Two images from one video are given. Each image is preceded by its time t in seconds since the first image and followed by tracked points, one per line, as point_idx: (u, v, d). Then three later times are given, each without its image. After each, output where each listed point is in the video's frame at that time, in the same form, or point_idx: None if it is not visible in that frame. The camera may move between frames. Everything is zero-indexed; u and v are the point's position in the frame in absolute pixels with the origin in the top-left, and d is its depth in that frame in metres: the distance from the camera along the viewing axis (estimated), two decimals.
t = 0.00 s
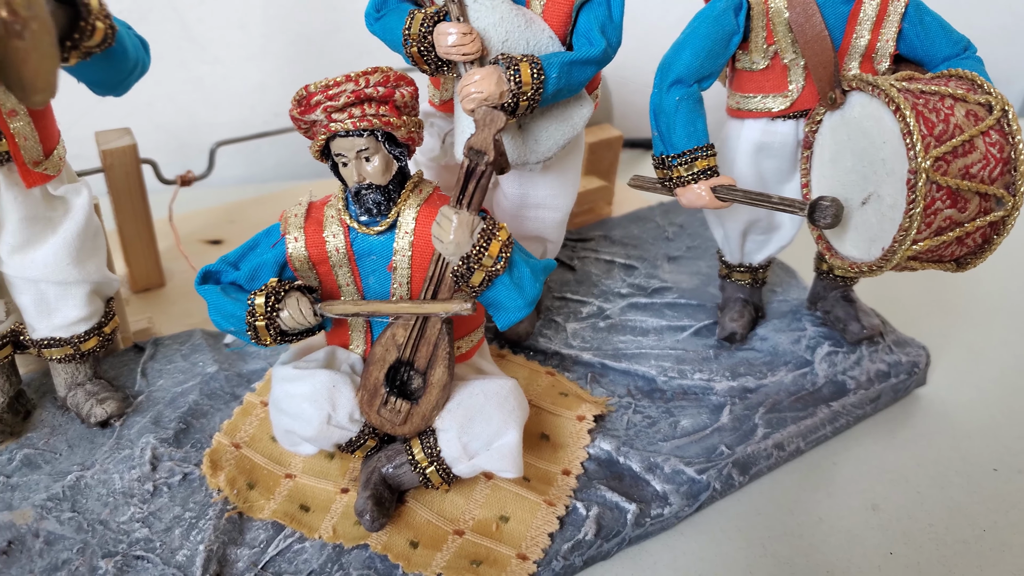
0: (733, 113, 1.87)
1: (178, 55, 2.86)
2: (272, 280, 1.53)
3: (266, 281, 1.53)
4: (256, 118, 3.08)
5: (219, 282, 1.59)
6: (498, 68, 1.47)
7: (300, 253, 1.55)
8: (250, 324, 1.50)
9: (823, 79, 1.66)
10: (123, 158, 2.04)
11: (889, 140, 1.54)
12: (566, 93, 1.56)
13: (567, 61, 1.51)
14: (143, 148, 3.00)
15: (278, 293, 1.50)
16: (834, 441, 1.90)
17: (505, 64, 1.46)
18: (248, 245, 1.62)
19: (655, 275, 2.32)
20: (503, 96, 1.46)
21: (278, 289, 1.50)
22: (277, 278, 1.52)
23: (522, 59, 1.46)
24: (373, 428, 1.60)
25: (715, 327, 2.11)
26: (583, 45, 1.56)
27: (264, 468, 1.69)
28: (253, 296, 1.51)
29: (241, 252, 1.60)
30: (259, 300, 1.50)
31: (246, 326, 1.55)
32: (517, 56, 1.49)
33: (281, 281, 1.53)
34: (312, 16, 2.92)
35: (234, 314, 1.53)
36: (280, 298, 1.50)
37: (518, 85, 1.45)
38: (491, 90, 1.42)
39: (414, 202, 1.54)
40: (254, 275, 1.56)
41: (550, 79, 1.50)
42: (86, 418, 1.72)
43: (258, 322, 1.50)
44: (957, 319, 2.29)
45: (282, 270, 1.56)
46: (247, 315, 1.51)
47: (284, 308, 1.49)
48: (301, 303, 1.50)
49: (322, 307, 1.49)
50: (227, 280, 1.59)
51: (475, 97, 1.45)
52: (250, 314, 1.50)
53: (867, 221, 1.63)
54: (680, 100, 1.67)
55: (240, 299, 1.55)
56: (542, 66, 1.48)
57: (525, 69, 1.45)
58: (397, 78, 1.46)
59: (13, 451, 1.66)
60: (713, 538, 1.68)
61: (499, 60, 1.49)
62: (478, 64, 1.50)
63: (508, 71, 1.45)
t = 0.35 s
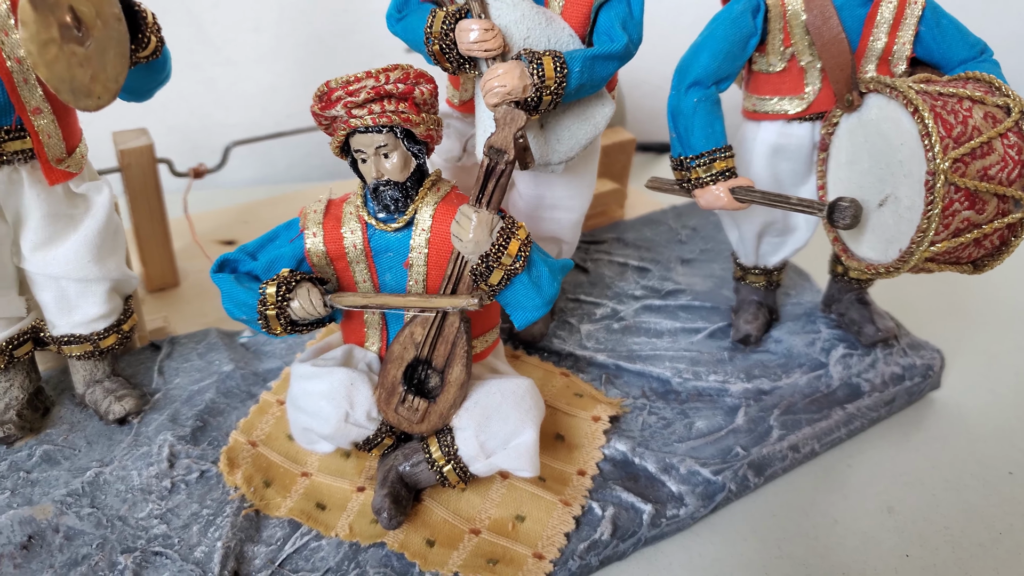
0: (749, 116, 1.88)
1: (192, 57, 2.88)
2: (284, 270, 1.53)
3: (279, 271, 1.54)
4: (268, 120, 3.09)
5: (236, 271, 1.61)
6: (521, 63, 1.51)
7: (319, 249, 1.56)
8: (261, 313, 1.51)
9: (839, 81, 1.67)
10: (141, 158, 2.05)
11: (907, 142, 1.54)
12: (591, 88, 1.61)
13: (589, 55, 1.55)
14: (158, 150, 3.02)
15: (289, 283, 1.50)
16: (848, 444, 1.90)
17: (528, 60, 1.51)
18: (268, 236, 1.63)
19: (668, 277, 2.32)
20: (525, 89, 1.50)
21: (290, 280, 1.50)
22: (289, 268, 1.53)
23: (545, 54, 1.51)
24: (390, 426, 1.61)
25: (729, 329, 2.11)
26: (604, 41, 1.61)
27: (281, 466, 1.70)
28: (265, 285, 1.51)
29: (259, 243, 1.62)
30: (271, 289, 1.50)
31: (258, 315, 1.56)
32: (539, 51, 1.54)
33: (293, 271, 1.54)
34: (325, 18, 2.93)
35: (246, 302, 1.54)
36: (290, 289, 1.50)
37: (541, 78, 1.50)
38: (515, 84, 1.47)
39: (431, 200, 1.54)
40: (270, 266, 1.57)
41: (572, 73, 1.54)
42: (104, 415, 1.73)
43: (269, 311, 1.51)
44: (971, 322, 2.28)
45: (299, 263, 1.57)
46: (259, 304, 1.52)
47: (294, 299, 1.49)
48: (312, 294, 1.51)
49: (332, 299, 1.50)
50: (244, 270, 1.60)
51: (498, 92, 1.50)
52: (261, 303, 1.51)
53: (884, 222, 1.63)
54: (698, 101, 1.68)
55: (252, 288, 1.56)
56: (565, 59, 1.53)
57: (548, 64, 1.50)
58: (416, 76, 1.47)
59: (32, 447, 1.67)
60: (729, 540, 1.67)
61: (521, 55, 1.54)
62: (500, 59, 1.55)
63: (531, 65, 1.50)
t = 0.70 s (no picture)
0: (762, 124, 1.88)
1: (203, 63, 2.88)
2: (297, 274, 1.55)
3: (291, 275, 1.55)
4: (280, 127, 3.11)
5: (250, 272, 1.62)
6: (537, 68, 1.53)
7: (333, 254, 1.57)
8: (273, 315, 1.51)
9: (852, 90, 1.68)
10: (155, 165, 2.06)
11: (920, 151, 1.55)
12: (606, 93, 1.62)
13: (605, 60, 1.57)
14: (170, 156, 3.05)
15: (301, 286, 1.51)
16: (860, 452, 1.89)
17: (544, 63, 1.52)
18: (284, 239, 1.65)
19: (680, 285, 2.33)
20: (542, 93, 1.51)
21: (302, 283, 1.51)
22: (301, 272, 1.54)
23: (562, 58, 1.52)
24: (404, 433, 1.61)
25: (741, 337, 2.12)
26: (619, 46, 1.63)
27: (294, 473, 1.70)
28: (277, 288, 1.52)
29: (275, 246, 1.63)
30: (283, 291, 1.51)
31: (269, 318, 1.56)
32: (555, 57, 1.55)
33: (306, 275, 1.55)
34: (337, 26, 2.94)
35: (258, 304, 1.55)
36: (303, 291, 1.51)
37: (558, 82, 1.51)
38: (531, 88, 1.48)
39: (445, 206, 1.55)
40: (284, 269, 1.58)
41: (589, 77, 1.56)
42: (119, 421, 1.74)
43: (280, 313, 1.52)
44: (984, 330, 2.27)
45: (314, 267, 1.58)
46: (271, 306, 1.52)
47: (306, 301, 1.50)
48: (323, 298, 1.51)
49: (343, 303, 1.50)
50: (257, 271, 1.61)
51: (514, 97, 1.50)
52: (273, 305, 1.52)
53: (897, 231, 1.63)
54: (712, 110, 1.69)
55: (265, 289, 1.56)
56: (582, 64, 1.54)
57: (565, 67, 1.51)
58: (431, 83, 1.48)
59: (48, 452, 1.69)
60: (741, 548, 1.67)
61: (537, 60, 1.55)
62: (516, 65, 1.56)
63: (547, 69, 1.51)
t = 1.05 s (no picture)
0: (771, 133, 1.89)
1: (214, 72, 2.90)
2: (307, 280, 1.55)
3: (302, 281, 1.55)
4: (290, 135, 3.13)
5: (262, 277, 1.61)
6: (548, 76, 1.54)
7: (344, 261, 1.57)
8: (283, 320, 1.52)
9: (861, 100, 1.68)
10: (166, 173, 2.08)
11: (930, 160, 1.55)
12: (617, 102, 1.64)
13: (616, 68, 1.58)
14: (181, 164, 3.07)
15: (312, 292, 1.52)
16: (870, 461, 1.89)
17: (556, 72, 1.53)
18: (296, 244, 1.65)
19: (689, 293, 2.34)
20: (554, 101, 1.52)
21: (312, 289, 1.52)
22: (312, 278, 1.55)
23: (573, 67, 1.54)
24: (414, 441, 1.62)
25: (750, 346, 2.12)
26: (629, 54, 1.64)
27: (305, 480, 1.71)
28: (287, 294, 1.53)
29: (287, 251, 1.64)
30: (293, 297, 1.52)
31: (280, 324, 1.57)
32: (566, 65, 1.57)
33: (316, 281, 1.55)
34: (347, 34, 2.96)
35: (269, 309, 1.56)
36: (313, 297, 1.52)
37: (569, 90, 1.52)
38: (543, 96, 1.49)
39: (456, 214, 1.55)
40: (296, 275, 1.58)
41: (600, 84, 1.57)
42: (131, 428, 1.75)
43: (291, 319, 1.53)
44: (995, 340, 2.27)
45: (325, 274, 1.58)
46: (281, 312, 1.53)
47: (316, 307, 1.50)
48: (333, 304, 1.51)
49: (353, 309, 1.51)
50: (268, 276, 1.61)
51: (526, 105, 1.51)
52: (283, 311, 1.52)
53: (907, 240, 1.63)
54: (720, 119, 1.70)
55: (275, 295, 1.57)
56: (593, 71, 1.56)
57: (576, 76, 1.53)
58: (443, 92, 1.48)
59: (60, 459, 1.70)
60: (751, 557, 1.66)
61: (548, 69, 1.56)
62: (526, 74, 1.57)
63: (559, 78, 1.52)
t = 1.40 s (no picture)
0: (781, 142, 1.89)
1: (224, 79, 2.92)
2: (319, 287, 1.56)
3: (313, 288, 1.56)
4: (299, 142, 3.15)
5: (273, 283, 1.62)
6: (559, 84, 1.55)
7: (356, 268, 1.57)
8: (294, 327, 1.52)
9: (871, 109, 1.68)
10: (178, 180, 2.09)
11: (939, 170, 1.56)
12: (628, 110, 1.64)
13: (626, 76, 1.58)
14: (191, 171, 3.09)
15: (322, 300, 1.52)
16: (879, 470, 1.88)
17: (566, 81, 1.54)
18: (308, 251, 1.66)
19: (698, 301, 2.34)
20: (564, 109, 1.53)
21: (323, 296, 1.53)
22: (323, 286, 1.55)
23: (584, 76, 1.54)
24: (424, 448, 1.62)
25: (760, 354, 2.12)
26: (640, 62, 1.64)
27: (315, 487, 1.71)
28: (298, 301, 1.54)
29: (299, 257, 1.65)
30: (304, 305, 1.53)
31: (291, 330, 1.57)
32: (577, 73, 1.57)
33: (328, 288, 1.56)
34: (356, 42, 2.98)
35: (280, 316, 1.56)
36: (323, 305, 1.52)
37: (579, 98, 1.53)
38: (554, 104, 1.50)
39: (467, 222, 1.55)
40: (307, 281, 1.59)
41: (610, 92, 1.58)
42: (143, 434, 1.76)
43: (301, 326, 1.53)
44: (1005, 349, 2.26)
45: (336, 281, 1.59)
46: (292, 319, 1.54)
47: (326, 315, 1.51)
48: (343, 312, 1.51)
49: (362, 316, 1.50)
50: (279, 282, 1.62)
51: (537, 113, 1.51)
52: (294, 318, 1.53)
53: (917, 249, 1.64)
54: (694, 97, 1.71)
55: (286, 302, 1.57)
56: (603, 79, 1.57)
57: (586, 84, 1.54)
58: (455, 101, 1.48)
59: (73, 465, 1.70)
60: (761, 565, 1.65)
61: (559, 77, 1.57)
62: (537, 82, 1.58)
63: (569, 86, 1.53)
